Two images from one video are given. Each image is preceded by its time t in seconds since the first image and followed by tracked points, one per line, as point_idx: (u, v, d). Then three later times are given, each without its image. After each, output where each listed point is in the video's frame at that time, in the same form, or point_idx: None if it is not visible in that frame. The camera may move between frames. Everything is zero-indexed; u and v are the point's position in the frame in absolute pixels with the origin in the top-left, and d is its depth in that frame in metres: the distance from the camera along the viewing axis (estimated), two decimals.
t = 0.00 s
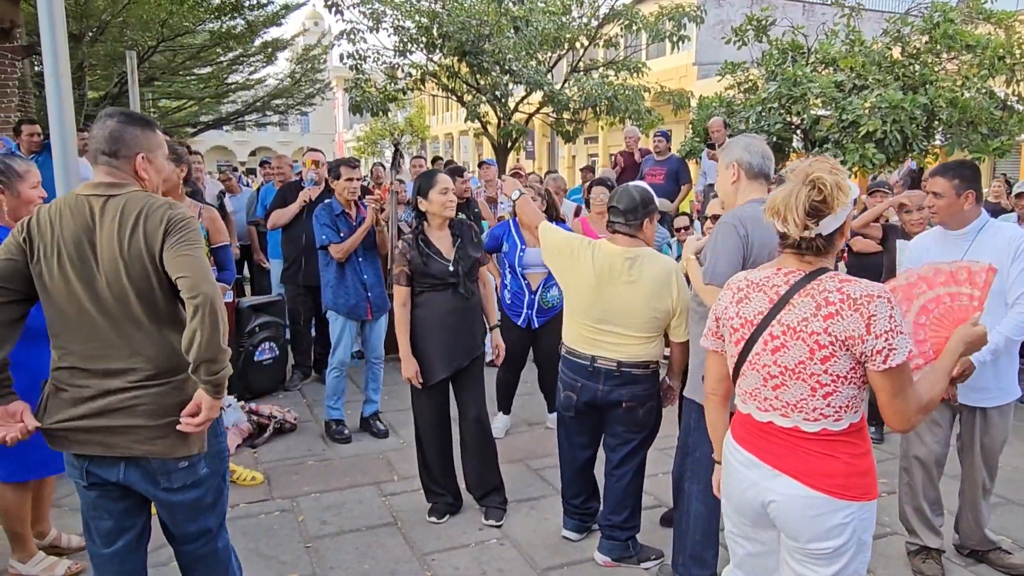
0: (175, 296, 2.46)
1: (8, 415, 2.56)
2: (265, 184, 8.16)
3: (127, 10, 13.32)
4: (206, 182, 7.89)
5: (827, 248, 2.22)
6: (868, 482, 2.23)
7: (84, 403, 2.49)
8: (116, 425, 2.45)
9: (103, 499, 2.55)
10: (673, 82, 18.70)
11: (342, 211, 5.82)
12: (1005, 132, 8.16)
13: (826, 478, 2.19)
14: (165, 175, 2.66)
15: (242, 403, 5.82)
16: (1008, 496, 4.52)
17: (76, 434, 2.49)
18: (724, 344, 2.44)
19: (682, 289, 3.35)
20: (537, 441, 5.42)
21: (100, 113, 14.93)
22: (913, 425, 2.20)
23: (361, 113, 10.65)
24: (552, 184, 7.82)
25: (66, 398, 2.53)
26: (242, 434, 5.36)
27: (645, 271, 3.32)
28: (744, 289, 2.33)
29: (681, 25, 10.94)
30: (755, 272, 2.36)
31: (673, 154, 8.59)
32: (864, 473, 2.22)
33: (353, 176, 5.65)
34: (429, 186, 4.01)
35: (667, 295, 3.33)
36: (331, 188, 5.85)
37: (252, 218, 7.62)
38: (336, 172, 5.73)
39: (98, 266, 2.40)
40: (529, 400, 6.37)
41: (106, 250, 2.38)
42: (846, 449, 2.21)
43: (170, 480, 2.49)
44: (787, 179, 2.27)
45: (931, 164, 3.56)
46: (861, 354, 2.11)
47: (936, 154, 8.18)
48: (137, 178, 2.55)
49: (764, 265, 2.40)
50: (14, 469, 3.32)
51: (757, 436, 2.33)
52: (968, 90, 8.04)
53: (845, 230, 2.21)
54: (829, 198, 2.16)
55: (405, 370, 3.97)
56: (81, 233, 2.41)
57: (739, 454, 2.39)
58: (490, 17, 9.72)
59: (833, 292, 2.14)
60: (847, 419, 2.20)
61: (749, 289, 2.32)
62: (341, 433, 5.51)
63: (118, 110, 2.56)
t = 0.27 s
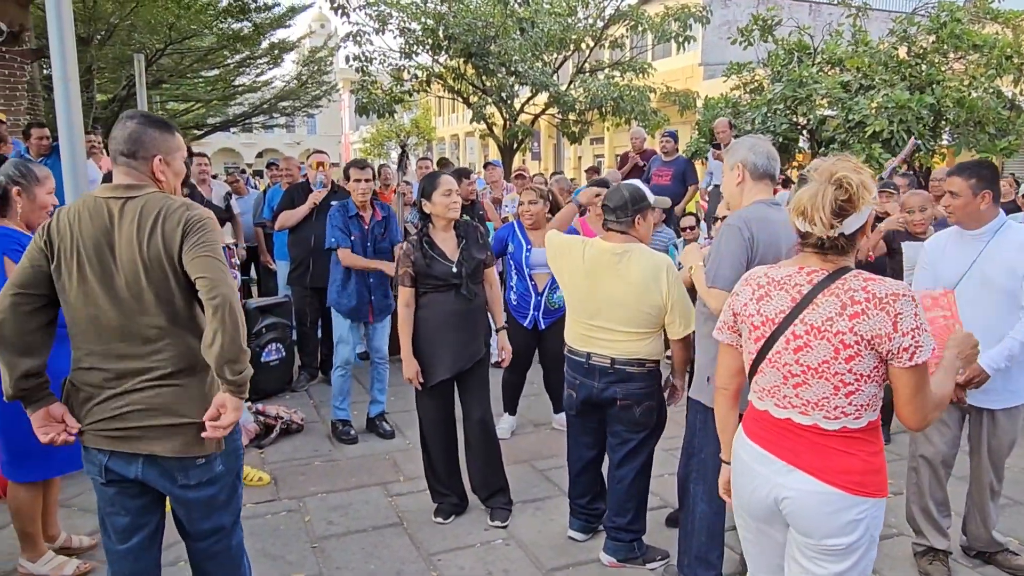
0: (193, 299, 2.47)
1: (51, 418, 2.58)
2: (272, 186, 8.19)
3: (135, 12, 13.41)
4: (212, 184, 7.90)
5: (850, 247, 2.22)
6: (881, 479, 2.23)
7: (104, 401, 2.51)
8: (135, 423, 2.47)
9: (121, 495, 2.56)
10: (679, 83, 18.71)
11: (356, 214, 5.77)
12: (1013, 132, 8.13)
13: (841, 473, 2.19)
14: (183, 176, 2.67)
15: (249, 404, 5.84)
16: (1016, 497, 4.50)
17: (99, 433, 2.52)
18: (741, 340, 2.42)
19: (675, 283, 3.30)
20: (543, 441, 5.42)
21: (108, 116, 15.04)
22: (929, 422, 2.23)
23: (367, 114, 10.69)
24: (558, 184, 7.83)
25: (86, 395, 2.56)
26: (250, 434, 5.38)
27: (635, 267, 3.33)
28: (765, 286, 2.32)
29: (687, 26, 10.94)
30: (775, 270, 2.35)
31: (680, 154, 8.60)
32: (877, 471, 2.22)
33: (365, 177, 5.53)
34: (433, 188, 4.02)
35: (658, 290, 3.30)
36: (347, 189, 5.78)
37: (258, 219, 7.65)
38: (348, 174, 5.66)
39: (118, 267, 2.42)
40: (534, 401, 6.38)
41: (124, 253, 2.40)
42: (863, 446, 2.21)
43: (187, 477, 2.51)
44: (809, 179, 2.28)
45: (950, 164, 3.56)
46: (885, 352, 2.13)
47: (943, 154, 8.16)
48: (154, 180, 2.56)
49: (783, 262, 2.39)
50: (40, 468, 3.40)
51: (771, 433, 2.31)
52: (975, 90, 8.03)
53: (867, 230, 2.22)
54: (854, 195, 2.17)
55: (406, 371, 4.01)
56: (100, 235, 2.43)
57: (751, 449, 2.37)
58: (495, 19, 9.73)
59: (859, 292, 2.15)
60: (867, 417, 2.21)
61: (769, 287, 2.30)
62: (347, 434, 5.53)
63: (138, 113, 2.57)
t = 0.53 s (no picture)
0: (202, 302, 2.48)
1: (58, 408, 2.61)
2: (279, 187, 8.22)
3: (141, 15, 13.47)
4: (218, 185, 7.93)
5: (856, 251, 2.23)
6: (896, 472, 2.23)
7: (116, 400, 2.53)
8: (147, 422, 2.49)
9: (133, 493, 2.58)
10: (684, 83, 18.70)
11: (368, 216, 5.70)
12: (1020, 131, 8.10)
13: (854, 465, 2.20)
14: (196, 178, 2.68)
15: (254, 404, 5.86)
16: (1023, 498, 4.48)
17: (110, 429, 2.55)
18: (760, 338, 2.45)
19: (641, 275, 3.30)
20: (548, 442, 5.43)
21: (115, 117, 15.11)
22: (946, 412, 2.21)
23: (372, 115, 10.72)
24: (563, 185, 7.84)
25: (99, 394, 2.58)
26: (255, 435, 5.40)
27: (604, 258, 3.42)
28: (776, 288, 2.34)
29: (692, 26, 10.93)
30: (787, 270, 2.37)
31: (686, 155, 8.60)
32: (891, 464, 2.22)
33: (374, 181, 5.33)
34: (440, 189, 4.03)
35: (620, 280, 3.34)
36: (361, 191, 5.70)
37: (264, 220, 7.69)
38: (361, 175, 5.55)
39: (128, 269, 2.44)
40: (539, 401, 6.39)
41: (133, 255, 2.42)
42: (877, 440, 2.21)
43: (198, 476, 2.53)
44: (814, 185, 2.28)
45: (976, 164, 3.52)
46: (892, 349, 2.12)
47: (949, 153, 8.13)
48: (165, 182, 2.57)
49: (795, 263, 2.40)
50: (42, 468, 3.42)
51: (789, 423, 2.33)
52: (981, 90, 8.01)
53: (872, 233, 2.21)
54: (857, 202, 2.17)
55: (410, 370, 4.01)
56: (111, 237, 2.45)
57: (772, 437, 2.39)
58: (500, 20, 9.75)
59: (864, 290, 2.14)
60: (880, 412, 2.21)
61: (779, 289, 2.33)
62: (349, 433, 5.58)
63: (150, 116, 2.60)
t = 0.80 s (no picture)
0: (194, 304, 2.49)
1: (32, 424, 2.83)
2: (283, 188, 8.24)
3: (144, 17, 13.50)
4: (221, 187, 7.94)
5: (858, 247, 2.25)
6: (910, 460, 2.23)
7: (110, 404, 2.52)
8: (140, 426, 2.48)
9: (128, 499, 2.59)
10: (688, 82, 18.68)
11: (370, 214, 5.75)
12: None
13: (865, 454, 2.21)
14: (196, 179, 2.68)
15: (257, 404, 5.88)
16: None
17: (104, 434, 2.54)
18: (775, 336, 2.48)
19: (602, 270, 3.37)
20: (551, 442, 5.43)
21: (119, 118, 15.17)
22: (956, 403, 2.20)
23: (376, 116, 10.74)
24: (566, 185, 7.84)
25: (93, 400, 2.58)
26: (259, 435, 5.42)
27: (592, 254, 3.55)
28: (785, 288, 2.38)
29: (695, 25, 10.91)
30: (796, 270, 2.41)
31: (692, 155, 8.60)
32: (902, 452, 2.22)
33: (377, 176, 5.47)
34: (448, 190, 4.04)
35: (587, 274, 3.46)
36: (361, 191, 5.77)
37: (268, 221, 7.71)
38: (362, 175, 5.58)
39: (122, 271, 2.45)
40: (542, 401, 6.39)
41: (126, 256, 2.43)
42: (889, 429, 2.22)
43: (194, 480, 2.53)
44: (814, 185, 2.32)
45: (986, 164, 3.52)
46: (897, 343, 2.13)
47: (954, 153, 8.11)
48: (165, 183, 2.58)
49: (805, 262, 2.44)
50: (35, 467, 3.44)
51: (804, 414, 2.36)
52: (985, 89, 8.00)
53: (874, 229, 2.23)
54: (856, 197, 2.20)
55: (416, 376, 4.01)
56: (106, 237, 2.48)
57: (788, 428, 2.42)
58: (503, 20, 9.76)
59: (868, 287, 2.17)
60: (890, 403, 2.21)
61: (788, 288, 2.37)
62: (352, 434, 5.58)
63: (155, 117, 2.61)
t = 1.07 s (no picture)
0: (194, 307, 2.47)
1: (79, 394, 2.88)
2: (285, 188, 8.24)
3: (146, 17, 13.51)
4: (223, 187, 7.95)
5: (875, 241, 2.28)
6: (926, 452, 2.23)
7: (114, 405, 2.53)
8: (144, 428, 2.49)
9: (132, 501, 2.59)
10: (691, 82, 18.67)
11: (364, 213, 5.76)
12: None
13: (883, 448, 2.21)
14: (206, 178, 2.68)
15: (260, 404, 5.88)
16: None
17: (108, 434, 2.55)
18: (790, 332, 2.49)
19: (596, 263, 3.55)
20: (554, 442, 5.43)
21: (122, 119, 15.19)
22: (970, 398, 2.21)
23: (378, 116, 10.74)
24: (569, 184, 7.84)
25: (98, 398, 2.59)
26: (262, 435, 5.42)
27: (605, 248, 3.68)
28: (802, 284, 2.39)
29: (697, 24, 10.90)
30: (811, 267, 2.42)
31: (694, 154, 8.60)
32: (918, 445, 2.22)
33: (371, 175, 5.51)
34: (447, 191, 4.04)
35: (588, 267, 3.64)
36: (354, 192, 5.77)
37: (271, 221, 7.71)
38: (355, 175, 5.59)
39: (125, 271, 2.45)
40: (544, 401, 6.39)
41: (129, 257, 2.43)
42: (905, 423, 2.21)
43: (197, 482, 2.52)
44: (830, 180, 2.35)
45: (996, 164, 3.52)
46: (911, 338, 2.14)
47: (957, 151, 8.11)
48: (173, 182, 2.58)
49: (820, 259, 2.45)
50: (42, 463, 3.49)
51: (820, 410, 2.35)
52: (988, 87, 7.99)
53: (890, 223, 2.26)
54: (872, 192, 2.23)
55: (428, 372, 3.98)
56: (110, 236, 2.48)
57: (803, 424, 2.41)
58: (505, 20, 9.76)
59: (883, 283, 2.18)
60: (905, 397, 2.22)
61: (805, 284, 2.38)
62: (351, 434, 5.55)
63: (166, 117, 2.60)
